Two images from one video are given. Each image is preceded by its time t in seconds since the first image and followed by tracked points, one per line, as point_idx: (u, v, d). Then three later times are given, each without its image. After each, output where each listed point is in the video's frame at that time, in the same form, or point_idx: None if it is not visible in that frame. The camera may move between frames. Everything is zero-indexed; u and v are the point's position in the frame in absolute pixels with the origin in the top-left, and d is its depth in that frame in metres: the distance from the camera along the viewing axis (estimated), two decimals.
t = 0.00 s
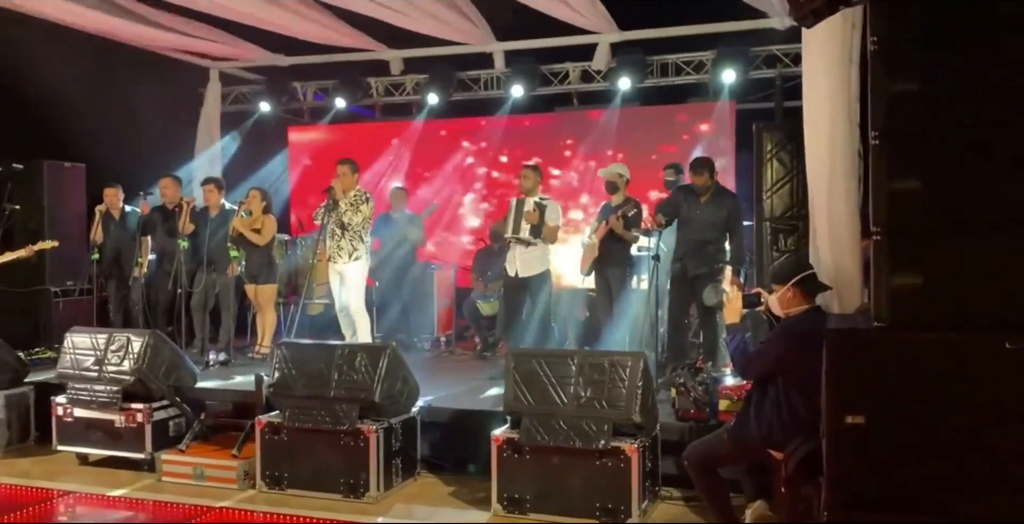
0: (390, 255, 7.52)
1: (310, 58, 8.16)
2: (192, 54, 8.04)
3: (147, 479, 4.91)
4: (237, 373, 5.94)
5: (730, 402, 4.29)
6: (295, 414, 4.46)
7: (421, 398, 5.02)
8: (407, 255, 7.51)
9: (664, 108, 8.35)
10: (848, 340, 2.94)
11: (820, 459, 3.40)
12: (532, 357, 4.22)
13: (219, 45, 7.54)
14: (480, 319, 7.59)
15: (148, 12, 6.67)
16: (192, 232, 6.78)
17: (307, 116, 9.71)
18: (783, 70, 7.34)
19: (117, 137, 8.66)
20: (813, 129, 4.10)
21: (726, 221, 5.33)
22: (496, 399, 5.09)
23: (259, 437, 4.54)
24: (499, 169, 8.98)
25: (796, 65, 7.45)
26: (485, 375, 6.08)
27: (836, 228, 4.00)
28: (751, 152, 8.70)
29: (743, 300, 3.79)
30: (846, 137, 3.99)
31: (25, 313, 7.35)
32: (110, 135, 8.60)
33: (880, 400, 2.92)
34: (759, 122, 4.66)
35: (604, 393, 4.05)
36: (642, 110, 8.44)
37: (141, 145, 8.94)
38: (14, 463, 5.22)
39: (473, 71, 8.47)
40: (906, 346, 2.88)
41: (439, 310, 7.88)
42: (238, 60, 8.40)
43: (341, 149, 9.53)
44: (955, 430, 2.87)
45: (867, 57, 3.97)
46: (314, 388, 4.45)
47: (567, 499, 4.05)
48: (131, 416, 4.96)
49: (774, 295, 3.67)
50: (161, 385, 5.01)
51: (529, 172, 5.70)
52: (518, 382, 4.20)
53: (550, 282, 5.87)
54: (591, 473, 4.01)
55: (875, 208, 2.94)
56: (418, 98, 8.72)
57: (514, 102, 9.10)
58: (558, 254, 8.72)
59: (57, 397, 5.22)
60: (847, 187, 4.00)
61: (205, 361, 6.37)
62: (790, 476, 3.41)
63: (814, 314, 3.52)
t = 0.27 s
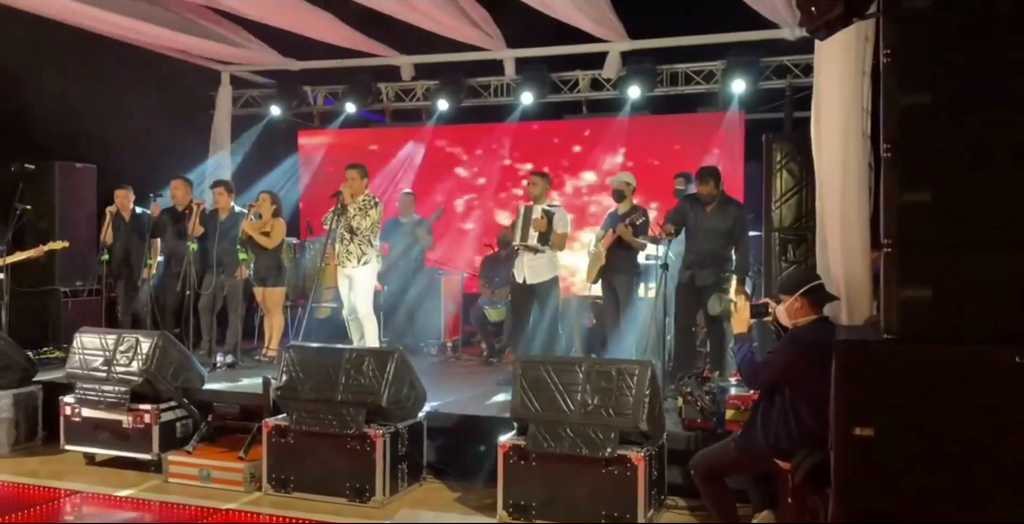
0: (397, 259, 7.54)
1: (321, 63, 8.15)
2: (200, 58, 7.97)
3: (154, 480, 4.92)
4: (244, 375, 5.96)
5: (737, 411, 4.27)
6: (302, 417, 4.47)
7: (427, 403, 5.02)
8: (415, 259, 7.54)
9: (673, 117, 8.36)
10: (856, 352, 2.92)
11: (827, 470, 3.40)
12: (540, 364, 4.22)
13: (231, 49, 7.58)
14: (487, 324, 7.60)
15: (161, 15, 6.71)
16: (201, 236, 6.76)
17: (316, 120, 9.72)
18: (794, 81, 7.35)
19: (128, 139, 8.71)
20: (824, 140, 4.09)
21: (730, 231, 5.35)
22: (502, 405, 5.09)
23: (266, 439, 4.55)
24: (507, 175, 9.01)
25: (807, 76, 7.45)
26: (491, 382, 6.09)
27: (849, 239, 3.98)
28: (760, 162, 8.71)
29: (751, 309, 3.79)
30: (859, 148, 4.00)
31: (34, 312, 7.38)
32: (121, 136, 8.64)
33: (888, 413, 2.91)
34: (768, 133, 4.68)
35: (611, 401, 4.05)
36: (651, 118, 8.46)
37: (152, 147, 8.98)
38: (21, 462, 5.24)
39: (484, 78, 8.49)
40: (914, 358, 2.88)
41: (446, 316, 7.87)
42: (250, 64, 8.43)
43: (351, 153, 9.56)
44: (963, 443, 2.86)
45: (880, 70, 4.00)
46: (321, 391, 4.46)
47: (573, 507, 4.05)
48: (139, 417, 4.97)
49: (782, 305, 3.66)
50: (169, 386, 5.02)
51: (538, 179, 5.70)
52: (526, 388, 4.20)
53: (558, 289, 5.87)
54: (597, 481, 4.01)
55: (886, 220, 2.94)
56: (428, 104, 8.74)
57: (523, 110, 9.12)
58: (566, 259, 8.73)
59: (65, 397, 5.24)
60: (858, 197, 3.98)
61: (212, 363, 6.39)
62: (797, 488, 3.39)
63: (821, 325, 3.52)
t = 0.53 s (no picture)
0: (402, 260, 7.57)
1: (328, 63, 8.16)
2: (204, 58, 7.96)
3: (158, 478, 4.93)
4: (248, 375, 5.97)
5: (740, 416, 4.31)
6: (306, 416, 4.49)
7: (431, 404, 5.04)
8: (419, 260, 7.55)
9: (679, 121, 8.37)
10: (860, 356, 2.92)
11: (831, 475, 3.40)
12: (544, 366, 4.23)
13: (237, 48, 7.59)
14: (491, 326, 7.60)
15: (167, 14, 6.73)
16: (207, 234, 6.84)
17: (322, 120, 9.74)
18: (799, 86, 7.34)
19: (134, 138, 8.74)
20: (830, 145, 4.09)
21: (728, 233, 5.36)
22: (506, 406, 5.10)
23: (270, 438, 4.56)
24: (513, 177, 9.01)
25: (813, 81, 7.45)
26: (495, 383, 6.09)
27: (855, 244, 3.98)
28: (766, 166, 8.71)
29: (755, 313, 3.81)
30: (864, 154, 4.01)
31: (40, 309, 7.40)
32: (128, 135, 8.65)
33: (892, 417, 2.91)
34: (775, 137, 4.66)
35: (614, 403, 4.06)
36: (657, 122, 8.47)
37: (158, 146, 9.00)
38: (27, 458, 5.25)
39: (490, 80, 8.50)
40: (919, 363, 2.88)
41: (450, 316, 7.79)
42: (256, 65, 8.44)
43: (357, 154, 9.58)
44: (967, 448, 2.86)
45: (886, 76, 4.03)
46: (325, 391, 4.47)
47: (575, 508, 4.05)
48: (143, 415, 4.99)
49: (786, 309, 3.68)
50: (174, 384, 5.04)
51: (542, 182, 5.72)
52: (529, 390, 4.21)
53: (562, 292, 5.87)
54: (600, 483, 4.01)
55: (891, 225, 2.94)
56: (434, 106, 8.76)
57: (529, 112, 9.15)
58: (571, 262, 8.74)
59: (71, 395, 5.25)
60: (864, 202, 3.99)
61: (217, 362, 6.41)
62: (801, 491, 3.39)
63: (826, 328, 3.52)
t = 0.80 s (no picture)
0: (404, 260, 7.58)
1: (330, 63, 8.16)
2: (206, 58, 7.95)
3: (160, 476, 4.94)
4: (250, 374, 5.97)
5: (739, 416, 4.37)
6: (308, 415, 4.49)
7: (432, 403, 5.04)
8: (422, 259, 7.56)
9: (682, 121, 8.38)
10: (861, 358, 2.90)
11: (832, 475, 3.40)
12: (547, 366, 4.24)
13: (239, 47, 7.58)
14: (493, 326, 7.60)
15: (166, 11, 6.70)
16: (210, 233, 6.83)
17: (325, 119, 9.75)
18: (802, 87, 7.33)
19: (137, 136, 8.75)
20: (836, 146, 4.08)
21: (722, 232, 5.39)
22: (507, 406, 5.10)
23: (273, 437, 4.57)
24: (516, 177, 9.02)
25: (816, 82, 7.43)
26: (497, 383, 6.09)
27: (860, 244, 3.98)
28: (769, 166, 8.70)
29: (758, 315, 3.82)
30: (870, 155, 4.01)
31: (42, 307, 7.41)
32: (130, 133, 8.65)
33: (894, 419, 2.88)
34: (777, 138, 4.66)
35: (616, 403, 4.06)
36: (661, 123, 8.47)
37: (161, 146, 9.01)
38: (29, 456, 5.27)
39: (492, 80, 8.49)
40: (922, 364, 2.84)
41: (453, 316, 7.89)
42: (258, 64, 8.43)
43: (360, 154, 9.59)
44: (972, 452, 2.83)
45: (891, 77, 4.03)
46: (327, 390, 4.48)
47: (577, 509, 4.04)
48: (146, 413, 4.99)
49: (788, 310, 3.68)
50: (176, 382, 5.04)
51: (545, 181, 5.73)
52: (532, 389, 4.22)
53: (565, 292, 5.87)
54: (601, 483, 4.01)
55: (894, 225, 2.88)
56: (436, 106, 8.75)
57: (532, 112, 9.18)
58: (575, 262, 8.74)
59: (73, 393, 5.26)
60: (868, 204, 3.99)
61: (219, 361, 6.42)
62: (802, 492, 3.38)
63: (828, 328, 3.52)
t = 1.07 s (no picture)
0: (408, 262, 7.58)
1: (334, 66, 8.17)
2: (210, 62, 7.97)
3: (166, 478, 4.95)
4: (255, 375, 5.97)
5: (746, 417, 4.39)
6: (314, 417, 4.49)
7: (437, 405, 5.04)
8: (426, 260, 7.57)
9: (685, 121, 8.38)
10: (868, 358, 2.86)
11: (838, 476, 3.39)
12: (551, 366, 4.24)
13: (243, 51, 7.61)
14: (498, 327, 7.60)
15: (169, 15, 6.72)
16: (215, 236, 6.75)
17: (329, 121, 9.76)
18: (806, 87, 7.33)
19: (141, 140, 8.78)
20: (840, 145, 4.08)
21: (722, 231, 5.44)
22: (513, 407, 5.10)
23: (278, 439, 4.57)
24: (519, 179, 9.02)
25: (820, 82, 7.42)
26: (502, 384, 6.10)
27: (865, 243, 3.98)
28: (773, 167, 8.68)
29: (762, 315, 3.83)
30: (875, 154, 4.01)
31: (48, 310, 7.43)
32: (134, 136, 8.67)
33: (902, 420, 2.84)
34: (781, 138, 4.67)
35: (622, 404, 4.06)
36: (664, 123, 8.47)
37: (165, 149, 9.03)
38: (36, 459, 5.28)
39: (496, 81, 8.50)
40: (929, 364, 2.80)
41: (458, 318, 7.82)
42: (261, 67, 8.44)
43: (364, 156, 9.60)
44: (983, 456, 2.78)
45: (895, 77, 4.04)
46: (333, 391, 4.49)
47: (582, 510, 4.04)
48: (152, 415, 5.01)
49: (794, 310, 3.68)
50: (182, 385, 5.05)
51: (549, 183, 5.74)
52: (536, 391, 4.22)
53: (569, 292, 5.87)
54: (607, 483, 4.01)
55: (899, 225, 2.86)
56: (440, 107, 8.76)
57: (535, 113, 9.21)
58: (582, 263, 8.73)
59: (80, 395, 5.28)
60: (873, 203, 3.98)
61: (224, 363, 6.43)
62: (808, 492, 3.38)
63: (834, 329, 3.52)
